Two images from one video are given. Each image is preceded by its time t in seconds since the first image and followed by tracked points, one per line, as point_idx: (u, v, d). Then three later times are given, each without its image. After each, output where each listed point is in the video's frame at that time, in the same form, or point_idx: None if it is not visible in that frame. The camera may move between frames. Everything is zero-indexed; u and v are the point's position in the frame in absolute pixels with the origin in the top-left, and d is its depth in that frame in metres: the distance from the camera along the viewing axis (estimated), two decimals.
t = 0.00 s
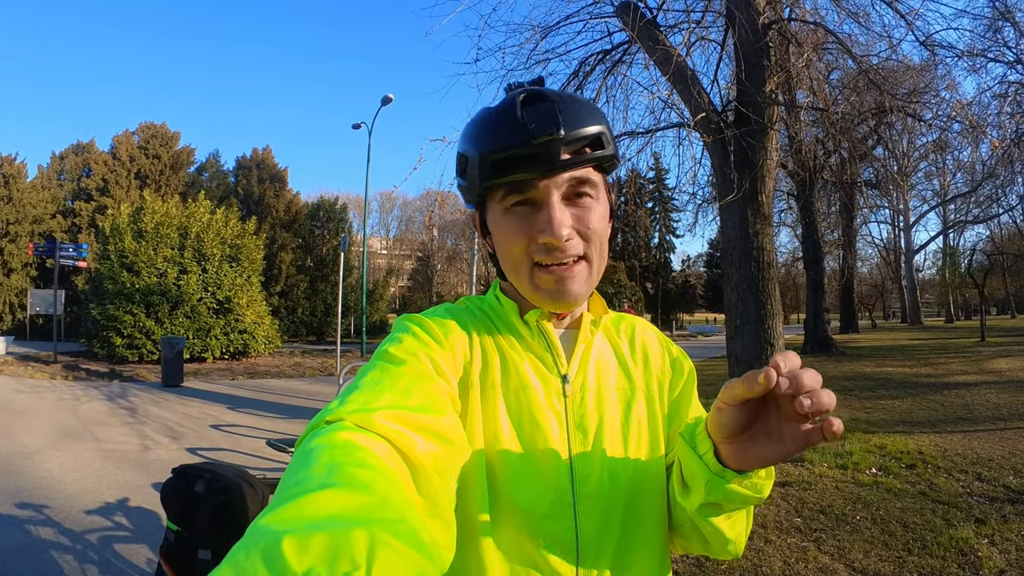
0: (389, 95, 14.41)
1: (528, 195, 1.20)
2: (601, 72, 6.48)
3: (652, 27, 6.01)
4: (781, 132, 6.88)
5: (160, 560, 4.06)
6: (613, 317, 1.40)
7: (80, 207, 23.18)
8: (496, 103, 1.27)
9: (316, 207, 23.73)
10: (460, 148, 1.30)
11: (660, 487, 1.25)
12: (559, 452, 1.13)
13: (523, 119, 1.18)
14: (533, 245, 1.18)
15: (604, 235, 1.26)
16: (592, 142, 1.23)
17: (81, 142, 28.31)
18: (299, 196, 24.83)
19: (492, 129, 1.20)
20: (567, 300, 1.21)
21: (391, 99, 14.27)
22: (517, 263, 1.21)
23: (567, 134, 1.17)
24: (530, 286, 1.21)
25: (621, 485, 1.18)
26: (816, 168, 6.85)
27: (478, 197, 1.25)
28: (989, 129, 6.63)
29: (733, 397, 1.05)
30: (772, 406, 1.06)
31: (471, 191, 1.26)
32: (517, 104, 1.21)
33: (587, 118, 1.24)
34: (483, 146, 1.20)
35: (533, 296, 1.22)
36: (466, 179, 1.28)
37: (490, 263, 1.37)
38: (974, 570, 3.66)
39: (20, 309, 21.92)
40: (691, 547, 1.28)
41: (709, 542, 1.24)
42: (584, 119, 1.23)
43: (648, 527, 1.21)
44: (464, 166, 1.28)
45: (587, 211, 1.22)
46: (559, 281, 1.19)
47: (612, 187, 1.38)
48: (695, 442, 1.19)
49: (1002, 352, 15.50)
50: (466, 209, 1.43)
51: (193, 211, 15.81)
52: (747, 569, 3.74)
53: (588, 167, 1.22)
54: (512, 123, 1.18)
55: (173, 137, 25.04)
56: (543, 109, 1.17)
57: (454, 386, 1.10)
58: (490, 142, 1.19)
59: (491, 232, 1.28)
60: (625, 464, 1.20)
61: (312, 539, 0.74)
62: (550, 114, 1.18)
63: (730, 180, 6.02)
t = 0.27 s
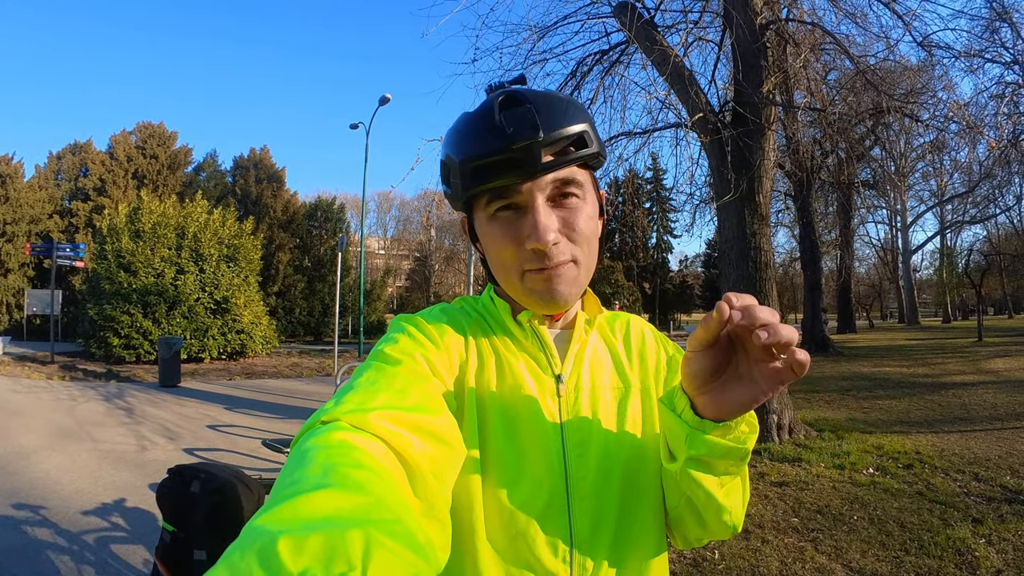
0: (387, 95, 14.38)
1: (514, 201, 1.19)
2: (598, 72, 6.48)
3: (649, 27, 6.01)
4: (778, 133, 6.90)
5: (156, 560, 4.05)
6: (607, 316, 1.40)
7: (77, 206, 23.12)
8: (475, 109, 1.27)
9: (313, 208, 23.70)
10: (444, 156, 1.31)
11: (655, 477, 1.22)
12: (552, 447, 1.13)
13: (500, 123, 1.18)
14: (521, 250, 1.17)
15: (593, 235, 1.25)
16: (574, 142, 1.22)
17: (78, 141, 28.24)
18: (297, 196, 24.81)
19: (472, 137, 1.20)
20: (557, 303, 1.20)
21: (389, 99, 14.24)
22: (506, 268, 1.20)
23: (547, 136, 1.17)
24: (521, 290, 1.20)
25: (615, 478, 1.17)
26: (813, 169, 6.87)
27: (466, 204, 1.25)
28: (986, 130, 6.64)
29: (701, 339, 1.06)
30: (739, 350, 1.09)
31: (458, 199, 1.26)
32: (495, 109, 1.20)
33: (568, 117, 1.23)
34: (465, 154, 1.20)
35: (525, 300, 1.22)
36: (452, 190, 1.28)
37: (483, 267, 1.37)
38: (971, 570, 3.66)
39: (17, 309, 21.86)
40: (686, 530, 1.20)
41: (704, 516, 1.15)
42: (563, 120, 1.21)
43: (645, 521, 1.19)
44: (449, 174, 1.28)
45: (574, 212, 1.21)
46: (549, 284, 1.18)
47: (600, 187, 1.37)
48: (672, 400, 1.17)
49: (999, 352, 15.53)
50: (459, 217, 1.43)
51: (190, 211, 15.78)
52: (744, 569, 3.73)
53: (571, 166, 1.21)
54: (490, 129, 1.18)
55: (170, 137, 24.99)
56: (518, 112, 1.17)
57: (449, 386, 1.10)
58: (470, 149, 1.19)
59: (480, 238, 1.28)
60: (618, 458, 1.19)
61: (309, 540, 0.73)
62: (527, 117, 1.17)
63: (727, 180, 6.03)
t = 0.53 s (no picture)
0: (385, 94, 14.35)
1: (508, 201, 1.20)
2: (596, 72, 6.49)
3: (647, 27, 6.02)
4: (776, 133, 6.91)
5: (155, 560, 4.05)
6: (605, 313, 1.41)
7: (74, 206, 23.08)
8: (470, 107, 1.27)
9: (312, 207, 23.68)
10: (438, 154, 1.30)
11: (654, 469, 1.22)
12: (550, 440, 1.13)
13: (494, 123, 1.17)
14: (516, 250, 1.18)
15: (588, 234, 1.25)
16: (569, 140, 1.22)
17: (75, 141, 28.19)
18: (295, 195, 24.80)
19: (467, 136, 1.20)
20: (552, 302, 1.20)
21: (387, 99, 14.21)
22: (502, 266, 1.21)
23: (540, 136, 1.17)
24: (517, 288, 1.21)
25: (612, 471, 1.18)
26: (811, 168, 6.88)
27: (460, 204, 1.26)
28: (984, 130, 6.66)
29: (690, 313, 1.10)
30: (730, 326, 1.12)
31: (452, 198, 1.27)
32: (488, 108, 1.20)
33: (563, 116, 1.23)
34: (459, 152, 1.20)
35: (521, 299, 1.21)
36: (448, 189, 1.28)
37: (480, 265, 1.37)
38: (969, 569, 3.68)
39: (15, 309, 21.83)
40: (688, 518, 1.18)
41: (704, 501, 1.14)
42: (556, 117, 1.21)
43: (646, 513, 1.20)
44: (442, 173, 1.28)
45: (569, 211, 1.21)
46: (543, 284, 1.18)
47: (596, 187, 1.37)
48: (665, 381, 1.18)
49: (997, 352, 15.56)
50: (456, 216, 1.43)
51: (188, 210, 15.77)
52: (742, 568, 3.74)
53: (567, 166, 1.21)
54: (484, 128, 1.18)
55: (168, 136, 24.96)
56: (512, 111, 1.16)
57: (446, 384, 1.11)
58: (464, 149, 1.19)
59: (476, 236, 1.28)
60: (615, 452, 1.19)
61: (307, 537, 0.74)
62: (519, 116, 1.17)
63: (724, 180, 6.06)
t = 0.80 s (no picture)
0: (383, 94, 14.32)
1: (504, 198, 1.20)
2: (595, 72, 6.49)
3: (646, 27, 6.02)
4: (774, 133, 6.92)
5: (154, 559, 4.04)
6: (603, 311, 1.41)
7: (72, 206, 23.05)
8: (467, 105, 1.27)
9: (310, 207, 23.65)
10: (435, 153, 1.31)
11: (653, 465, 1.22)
12: (549, 438, 1.13)
13: (489, 122, 1.18)
14: (512, 249, 1.18)
15: (585, 233, 1.25)
16: (565, 138, 1.23)
17: (73, 140, 28.14)
18: (293, 195, 24.78)
19: (462, 136, 1.21)
20: (549, 299, 1.21)
21: (386, 98, 14.20)
22: (498, 264, 1.21)
23: (535, 134, 1.17)
24: (513, 287, 1.21)
25: (611, 467, 1.18)
26: (810, 168, 6.88)
27: (458, 202, 1.26)
28: (981, 131, 6.67)
29: (678, 304, 1.14)
30: (719, 317, 1.15)
31: (450, 197, 1.27)
32: (483, 107, 1.20)
33: (558, 113, 1.23)
34: (455, 152, 1.21)
35: (518, 298, 1.22)
36: (445, 188, 1.28)
37: (478, 264, 1.37)
38: (966, 567, 3.69)
39: (12, 309, 21.80)
40: (685, 512, 1.18)
41: (700, 494, 1.13)
42: (552, 116, 1.21)
43: (645, 509, 1.20)
44: (440, 172, 1.28)
45: (564, 210, 1.22)
46: (539, 282, 1.19)
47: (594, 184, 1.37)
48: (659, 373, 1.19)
49: (994, 352, 15.59)
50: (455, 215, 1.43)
51: (186, 210, 15.74)
52: (740, 567, 3.75)
53: (561, 165, 1.21)
54: (479, 128, 1.18)
55: (166, 136, 24.94)
56: (506, 109, 1.16)
57: (446, 383, 1.11)
58: (460, 148, 1.19)
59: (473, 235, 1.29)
60: (614, 447, 1.20)
61: (309, 537, 0.74)
62: (514, 114, 1.17)
63: (723, 180, 6.08)
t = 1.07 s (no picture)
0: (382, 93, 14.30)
1: (504, 195, 1.21)
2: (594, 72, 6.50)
3: (645, 27, 6.02)
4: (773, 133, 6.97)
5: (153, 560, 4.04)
6: (607, 311, 1.41)
7: (70, 205, 23.02)
8: (473, 105, 1.29)
9: (308, 206, 23.62)
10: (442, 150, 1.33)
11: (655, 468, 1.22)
12: (551, 439, 1.13)
13: (490, 119, 1.19)
14: (509, 246, 1.19)
15: (584, 233, 1.24)
16: (567, 138, 1.22)
17: (71, 140, 28.09)
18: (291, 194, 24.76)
19: (465, 133, 1.22)
20: (544, 301, 1.21)
21: (385, 98, 14.18)
22: (497, 261, 1.22)
23: (533, 131, 1.17)
24: (510, 284, 1.22)
25: (613, 471, 1.18)
26: (808, 168, 6.87)
27: (462, 198, 1.28)
28: (980, 130, 6.68)
29: (674, 311, 1.16)
30: (716, 322, 1.15)
31: (454, 192, 1.29)
32: (488, 104, 1.22)
33: (560, 113, 1.23)
34: (457, 147, 1.23)
35: (515, 295, 1.23)
36: (450, 185, 1.31)
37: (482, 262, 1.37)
38: (965, 566, 3.69)
39: (10, 309, 21.76)
40: (688, 516, 1.17)
41: (702, 500, 1.14)
42: (553, 115, 1.21)
43: (648, 513, 1.20)
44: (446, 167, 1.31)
45: (563, 210, 1.21)
46: (535, 282, 1.19)
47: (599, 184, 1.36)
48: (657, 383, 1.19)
49: (992, 351, 15.62)
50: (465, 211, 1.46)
51: (184, 209, 15.72)
52: (740, 566, 3.75)
53: (562, 164, 1.21)
54: (480, 125, 1.20)
55: (164, 135, 24.92)
56: (506, 107, 1.18)
57: (448, 383, 1.11)
58: (462, 144, 1.21)
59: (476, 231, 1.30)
60: (617, 451, 1.20)
61: (310, 537, 0.74)
62: (514, 112, 1.18)
63: (722, 179, 6.10)
